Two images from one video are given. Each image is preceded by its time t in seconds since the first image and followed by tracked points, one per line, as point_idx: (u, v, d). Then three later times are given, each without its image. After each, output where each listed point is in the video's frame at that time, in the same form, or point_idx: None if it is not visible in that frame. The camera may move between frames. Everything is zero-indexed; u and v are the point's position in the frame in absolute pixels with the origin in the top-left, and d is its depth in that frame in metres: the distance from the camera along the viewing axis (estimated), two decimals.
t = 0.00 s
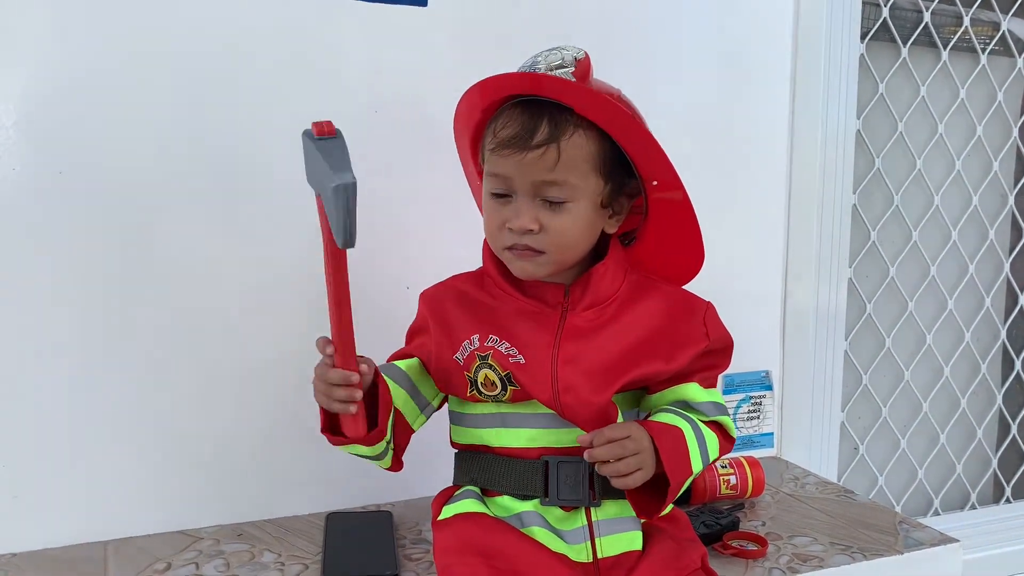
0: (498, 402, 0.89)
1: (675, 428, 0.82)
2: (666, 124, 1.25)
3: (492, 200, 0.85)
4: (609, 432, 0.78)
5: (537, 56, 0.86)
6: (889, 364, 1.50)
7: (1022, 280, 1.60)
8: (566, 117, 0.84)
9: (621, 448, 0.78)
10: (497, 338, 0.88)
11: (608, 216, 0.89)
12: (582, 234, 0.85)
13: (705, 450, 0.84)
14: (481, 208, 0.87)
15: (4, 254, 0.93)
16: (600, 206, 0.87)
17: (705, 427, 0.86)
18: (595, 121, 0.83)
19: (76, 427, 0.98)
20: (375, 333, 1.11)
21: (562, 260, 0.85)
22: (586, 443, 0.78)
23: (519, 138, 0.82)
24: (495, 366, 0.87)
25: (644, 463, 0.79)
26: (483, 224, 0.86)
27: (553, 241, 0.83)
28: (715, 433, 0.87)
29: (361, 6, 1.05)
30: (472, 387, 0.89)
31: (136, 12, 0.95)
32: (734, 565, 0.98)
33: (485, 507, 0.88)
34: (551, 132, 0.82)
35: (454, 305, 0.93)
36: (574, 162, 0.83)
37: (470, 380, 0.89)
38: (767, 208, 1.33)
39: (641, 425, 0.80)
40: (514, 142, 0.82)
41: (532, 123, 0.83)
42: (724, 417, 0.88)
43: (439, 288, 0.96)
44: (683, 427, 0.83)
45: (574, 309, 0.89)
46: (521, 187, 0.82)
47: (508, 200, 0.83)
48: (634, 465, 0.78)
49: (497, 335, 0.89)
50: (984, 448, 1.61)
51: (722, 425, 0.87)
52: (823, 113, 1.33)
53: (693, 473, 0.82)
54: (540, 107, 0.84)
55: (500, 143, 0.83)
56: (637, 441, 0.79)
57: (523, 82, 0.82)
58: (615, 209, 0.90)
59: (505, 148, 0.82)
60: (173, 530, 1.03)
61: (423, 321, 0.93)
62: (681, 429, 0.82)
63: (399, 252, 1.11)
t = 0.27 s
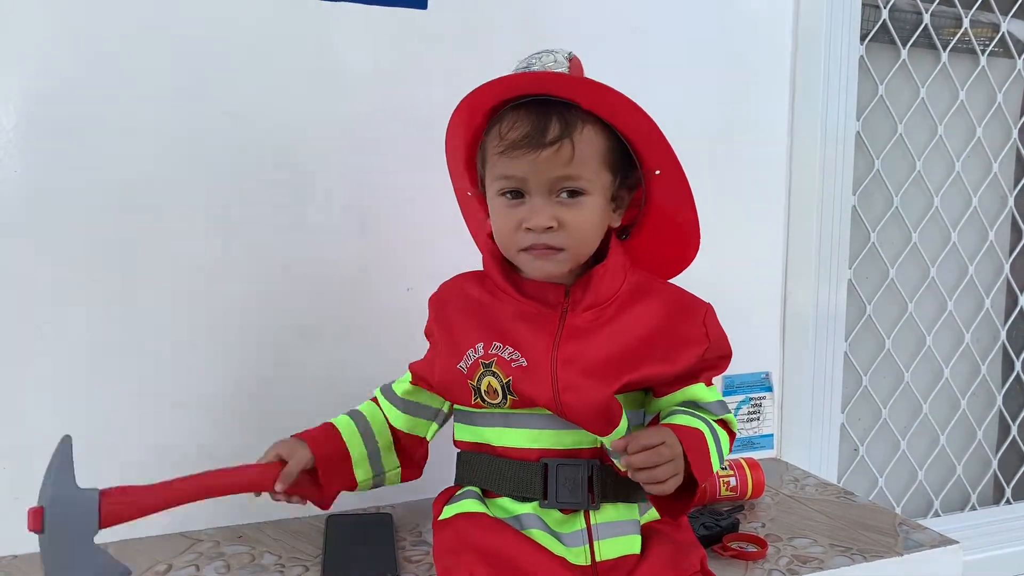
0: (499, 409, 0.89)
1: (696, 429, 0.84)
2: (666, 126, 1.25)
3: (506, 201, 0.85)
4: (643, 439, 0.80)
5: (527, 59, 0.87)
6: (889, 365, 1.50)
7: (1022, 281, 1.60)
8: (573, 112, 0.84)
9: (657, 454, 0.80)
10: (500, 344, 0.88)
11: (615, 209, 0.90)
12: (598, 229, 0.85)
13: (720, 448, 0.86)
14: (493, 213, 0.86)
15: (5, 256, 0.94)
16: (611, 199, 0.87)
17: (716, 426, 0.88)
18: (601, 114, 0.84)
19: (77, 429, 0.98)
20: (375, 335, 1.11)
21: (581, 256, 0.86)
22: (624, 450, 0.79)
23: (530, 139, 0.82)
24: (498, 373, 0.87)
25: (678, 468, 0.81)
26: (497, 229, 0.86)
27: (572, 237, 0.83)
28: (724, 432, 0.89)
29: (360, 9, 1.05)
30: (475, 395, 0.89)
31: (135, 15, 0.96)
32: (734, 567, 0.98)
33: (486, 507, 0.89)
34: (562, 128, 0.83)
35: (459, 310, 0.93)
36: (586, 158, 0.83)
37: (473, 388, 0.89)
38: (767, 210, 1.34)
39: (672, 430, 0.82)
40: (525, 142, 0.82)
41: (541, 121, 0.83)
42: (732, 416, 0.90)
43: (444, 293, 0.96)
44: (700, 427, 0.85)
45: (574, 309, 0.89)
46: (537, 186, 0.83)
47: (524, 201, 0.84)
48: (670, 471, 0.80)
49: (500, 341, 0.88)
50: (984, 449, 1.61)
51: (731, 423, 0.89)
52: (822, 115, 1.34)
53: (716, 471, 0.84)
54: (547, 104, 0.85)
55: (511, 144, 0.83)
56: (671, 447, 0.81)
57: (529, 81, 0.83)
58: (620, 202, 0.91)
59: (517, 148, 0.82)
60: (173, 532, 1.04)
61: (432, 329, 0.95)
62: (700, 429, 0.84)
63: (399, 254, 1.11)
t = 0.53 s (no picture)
0: (491, 397, 0.89)
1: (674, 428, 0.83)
2: (664, 130, 1.25)
3: (509, 207, 0.84)
4: (614, 424, 0.79)
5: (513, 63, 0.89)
6: (887, 368, 1.50)
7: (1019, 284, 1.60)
8: (567, 113, 0.85)
9: (627, 439, 0.78)
10: (495, 332, 0.89)
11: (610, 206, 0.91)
12: (600, 227, 0.86)
13: (699, 454, 0.84)
14: (496, 221, 0.86)
15: (7, 261, 0.94)
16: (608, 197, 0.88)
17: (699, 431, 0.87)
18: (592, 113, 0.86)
19: (77, 433, 0.98)
20: (374, 338, 1.11)
21: (586, 255, 0.86)
22: (593, 434, 0.77)
23: (530, 142, 0.83)
24: (491, 359, 0.88)
25: (647, 457, 0.79)
26: (502, 236, 0.85)
27: (578, 236, 0.84)
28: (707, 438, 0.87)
29: (361, 15, 1.06)
30: (466, 380, 0.89)
31: (137, 20, 0.96)
32: (731, 570, 0.98)
33: (479, 509, 0.89)
34: (560, 129, 0.83)
35: (455, 300, 0.94)
36: (585, 157, 0.84)
37: (465, 373, 0.89)
38: (765, 214, 1.34)
39: (643, 421, 0.81)
40: (525, 146, 0.83)
41: (539, 125, 0.84)
42: (718, 423, 0.88)
43: (442, 284, 0.97)
44: (679, 428, 0.83)
45: (569, 305, 0.90)
46: (540, 188, 0.83)
47: (527, 204, 0.83)
48: (638, 457, 0.79)
49: (495, 329, 0.89)
50: (982, 452, 1.61)
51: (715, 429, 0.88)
52: (820, 119, 1.34)
53: (690, 470, 0.83)
54: (540, 107, 0.86)
55: (511, 148, 0.83)
56: (641, 435, 0.79)
57: (522, 86, 0.84)
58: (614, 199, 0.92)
59: (519, 152, 0.83)
60: (172, 535, 1.04)
61: (427, 318, 0.95)
62: (678, 429, 0.83)
63: (398, 257, 1.12)
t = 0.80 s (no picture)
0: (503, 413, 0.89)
1: (701, 436, 0.85)
2: (663, 134, 1.25)
3: (518, 228, 0.83)
4: (654, 443, 0.82)
5: (515, 76, 0.88)
6: (886, 372, 1.51)
7: (1018, 288, 1.60)
8: (575, 132, 0.84)
9: (666, 459, 0.81)
10: (506, 347, 0.89)
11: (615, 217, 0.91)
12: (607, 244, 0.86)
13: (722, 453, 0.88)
14: (504, 240, 0.85)
15: (6, 264, 0.94)
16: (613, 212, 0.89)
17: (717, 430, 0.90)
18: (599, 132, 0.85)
19: (76, 436, 0.98)
20: (374, 342, 1.11)
21: (592, 271, 0.86)
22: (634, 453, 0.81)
23: (541, 164, 0.81)
24: (504, 375, 0.87)
25: (683, 475, 0.83)
26: (510, 255, 0.85)
27: (587, 255, 0.84)
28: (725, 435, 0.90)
29: (361, 19, 1.06)
30: (478, 397, 0.88)
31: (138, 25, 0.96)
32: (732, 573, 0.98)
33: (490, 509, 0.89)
34: (570, 151, 0.82)
35: (462, 314, 0.93)
36: (594, 177, 0.84)
37: (477, 390, 0.88)
38: (764, 218, 1.34)
39: (680, 437, 0.84)
40: (536, 169, 0.81)
41: (548, 146, 0.83)
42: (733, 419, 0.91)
43: (445, 299, 0.96)
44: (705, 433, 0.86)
45: (579, 314, 0.90)
46: (551, 209, 0.82)
47: (537, 225, 0.83)
48: (676, 476, 0.82)
49: (506, 344, 0.89)
50: (981, 455, 1.61)
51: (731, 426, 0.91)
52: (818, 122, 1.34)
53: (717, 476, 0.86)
54: (547, 126, 0.84)
55: (521, 170, 0.82)
56: (679, 453, 0.82)
57: (532, 106, 0.82)
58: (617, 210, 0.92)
59: (529, 175, 0.81)
60: (171, 538, 1.04)
61: (433, 332, 0.94)
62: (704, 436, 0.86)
63: (398, 261, 1.12)
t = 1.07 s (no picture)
0: (497, 420, 0.89)
1: (692, 445, 0.86)
2: (663, 138, 1.26)
3: (525, 229, 0.84)
4: (653, 450, 0.83)
5: (519, 77, 0.88)
6: (886, 375, 1.51)
7: (1017, 291, 1.60)
8: (584, 137, 0.85)
9: (664, 467, 0.82)
10: (500, 354, 0.89)
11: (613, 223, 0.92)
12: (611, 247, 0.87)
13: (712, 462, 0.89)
14: (507, 241, 0.85)
15: (7, 269, 0.94)
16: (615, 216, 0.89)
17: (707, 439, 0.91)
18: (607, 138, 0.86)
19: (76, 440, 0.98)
20: (373, 347, 1.12)
21: (595, 275, 0.87)
22: (632, 457, 0.82)
23: (552, 167, 0.82)
24: (498, 382, 0.87)
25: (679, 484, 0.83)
26: (513, 257, 0.85)
27: (592, 259, 0.84)
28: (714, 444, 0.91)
29: (360, 24, 1.07)
30: (471, 404, 0.88)
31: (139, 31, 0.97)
32: None
33: (483, 519, 0.90)
34: (581, 154, 0.83)
35: (454, 321, 0.93)
36: (602, 181, 0.84)
37: (470, 397, 0.88)
38: (763, 221, 1.35)
39: (676, 445, 0.85)
40: (547, 171, 0.82)
41: (558, 149, 0.83)
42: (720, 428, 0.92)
43: (438, 303, 0.95)
44: (695, 444, 0.87)
45: (572, 321, 0.90)
46: (559, 212, 0.82)
47: (545, 227, 0.83)
48: (673, 485, 0.83)
49: (500, 351, 0.89)
50: (981, 458, 1.62)
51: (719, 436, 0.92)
52: (817, 126, 1.35)
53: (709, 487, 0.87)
54: (556, 129, 0.85)
55: (532, 172, 0.82)
56: (676, 462, 0.83)
57: (545, 108, 0.83)
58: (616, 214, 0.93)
59: (541, 177, 0.82)
60: (172, 542, 1.04)
61: (425, 339, 0.93)
62: (694, 445, 0.86)
63: (398, 265, 1.12)
